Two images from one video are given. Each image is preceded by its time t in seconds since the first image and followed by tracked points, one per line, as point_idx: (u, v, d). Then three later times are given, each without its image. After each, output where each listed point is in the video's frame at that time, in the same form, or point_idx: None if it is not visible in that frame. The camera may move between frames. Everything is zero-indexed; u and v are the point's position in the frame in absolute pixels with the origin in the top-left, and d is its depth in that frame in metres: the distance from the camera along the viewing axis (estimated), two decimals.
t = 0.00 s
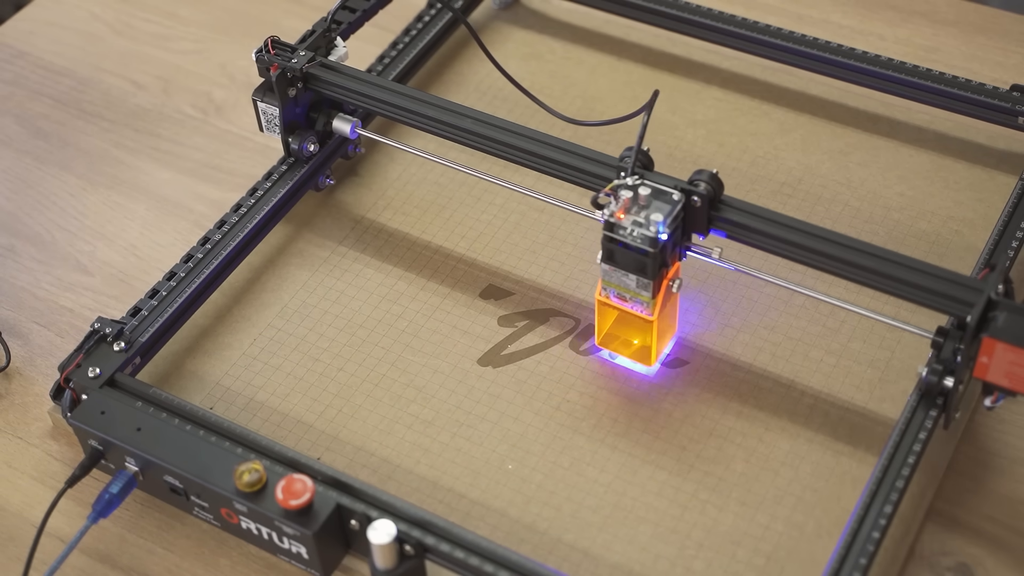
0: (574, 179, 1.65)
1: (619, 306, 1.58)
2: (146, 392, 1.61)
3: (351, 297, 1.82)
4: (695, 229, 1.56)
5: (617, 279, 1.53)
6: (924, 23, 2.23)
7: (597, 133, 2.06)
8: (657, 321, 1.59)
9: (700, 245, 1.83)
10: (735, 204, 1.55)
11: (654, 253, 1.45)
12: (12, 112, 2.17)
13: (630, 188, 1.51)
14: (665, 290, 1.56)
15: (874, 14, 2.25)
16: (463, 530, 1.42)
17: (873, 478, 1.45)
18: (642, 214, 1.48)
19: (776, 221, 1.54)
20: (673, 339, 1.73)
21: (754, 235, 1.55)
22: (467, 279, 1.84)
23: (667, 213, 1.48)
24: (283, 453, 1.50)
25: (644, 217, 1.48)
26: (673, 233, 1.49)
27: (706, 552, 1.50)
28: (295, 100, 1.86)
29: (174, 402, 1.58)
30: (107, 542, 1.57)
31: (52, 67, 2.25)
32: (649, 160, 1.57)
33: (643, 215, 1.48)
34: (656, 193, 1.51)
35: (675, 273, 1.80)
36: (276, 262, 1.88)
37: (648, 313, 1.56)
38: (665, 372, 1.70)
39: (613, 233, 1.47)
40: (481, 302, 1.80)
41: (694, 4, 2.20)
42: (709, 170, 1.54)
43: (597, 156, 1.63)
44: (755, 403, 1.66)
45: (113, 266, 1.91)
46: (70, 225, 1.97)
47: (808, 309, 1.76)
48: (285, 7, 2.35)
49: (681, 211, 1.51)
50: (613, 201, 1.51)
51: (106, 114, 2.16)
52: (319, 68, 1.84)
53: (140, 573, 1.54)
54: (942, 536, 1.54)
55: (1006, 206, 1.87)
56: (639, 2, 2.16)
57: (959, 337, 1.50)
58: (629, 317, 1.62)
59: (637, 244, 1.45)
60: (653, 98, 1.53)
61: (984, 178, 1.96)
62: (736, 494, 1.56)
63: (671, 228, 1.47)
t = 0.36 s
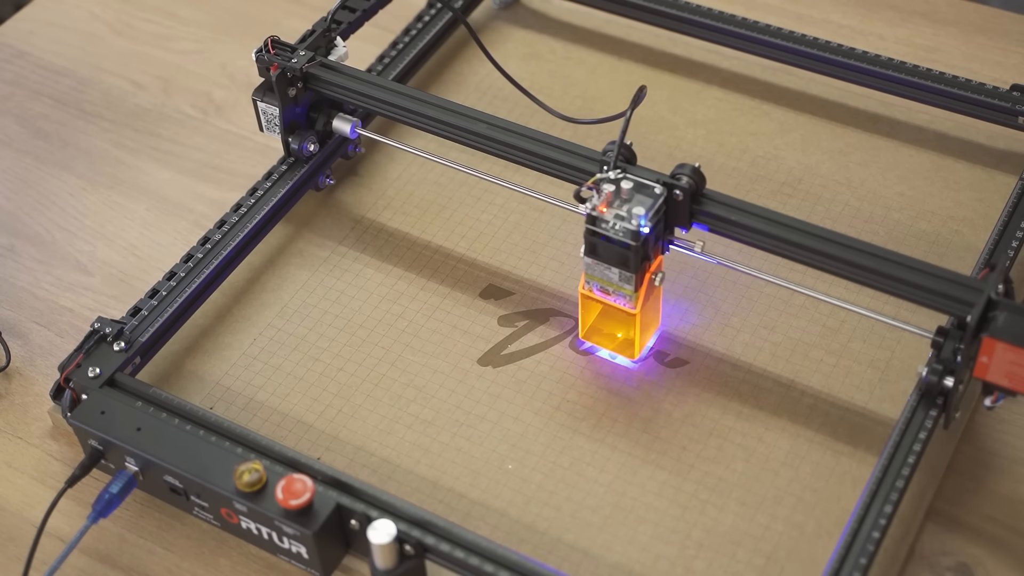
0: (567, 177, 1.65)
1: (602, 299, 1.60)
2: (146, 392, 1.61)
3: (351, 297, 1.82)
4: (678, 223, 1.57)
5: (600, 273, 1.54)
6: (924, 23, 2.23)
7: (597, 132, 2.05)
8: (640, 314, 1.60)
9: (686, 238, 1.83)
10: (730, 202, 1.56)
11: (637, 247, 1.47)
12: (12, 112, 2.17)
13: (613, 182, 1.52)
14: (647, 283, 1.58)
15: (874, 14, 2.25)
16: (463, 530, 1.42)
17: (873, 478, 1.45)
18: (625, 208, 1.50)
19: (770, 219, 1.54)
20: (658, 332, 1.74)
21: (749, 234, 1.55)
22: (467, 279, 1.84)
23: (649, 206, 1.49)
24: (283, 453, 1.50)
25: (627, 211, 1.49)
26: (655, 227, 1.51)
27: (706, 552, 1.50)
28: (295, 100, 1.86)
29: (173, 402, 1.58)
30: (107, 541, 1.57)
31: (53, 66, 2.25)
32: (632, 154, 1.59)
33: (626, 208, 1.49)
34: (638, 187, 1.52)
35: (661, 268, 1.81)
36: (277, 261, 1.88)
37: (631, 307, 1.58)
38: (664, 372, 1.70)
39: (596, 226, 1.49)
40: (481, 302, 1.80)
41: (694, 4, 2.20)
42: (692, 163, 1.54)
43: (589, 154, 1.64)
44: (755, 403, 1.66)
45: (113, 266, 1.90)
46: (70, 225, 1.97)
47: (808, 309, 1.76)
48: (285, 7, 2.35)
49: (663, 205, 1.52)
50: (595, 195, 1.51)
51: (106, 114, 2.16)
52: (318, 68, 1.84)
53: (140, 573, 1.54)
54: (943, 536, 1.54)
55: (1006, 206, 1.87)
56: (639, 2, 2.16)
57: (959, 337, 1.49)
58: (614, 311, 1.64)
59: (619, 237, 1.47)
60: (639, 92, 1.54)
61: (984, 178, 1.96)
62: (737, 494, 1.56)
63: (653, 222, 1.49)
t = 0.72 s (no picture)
0: (575, 153, 1.70)
1: (510, 225, 1.73)
2: (146, 392, 1.61)
3: (351, 297, 1.82)
4: (581, 151, 1.69)
5: (506, 198, 1.67)
6: (924, 23, 2.23)
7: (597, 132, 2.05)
8: (544, 239, 1.73)
9: (614, 162, 1.93)
10: (749, 168, 1.61)
11: (538, 170, 1.60)
12: (12, 112, 2.17)
13: (516, 111, 1.64)
14: (551, 209, 1.70)
15: (874, 14, 2.25)
16: (463, 530, 1.42)
17: (873, 478, 1.45)
18: (527, 134, 1.62)
19: (786, 183, 1.60)
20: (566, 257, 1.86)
21: (766, 199, 1.60)
22: (467, 279, 1.84)
23: (549, 133, 1.62)
24: (283, 453, 1.50)
25: (528, 137, 1.62)
26: (557, 151, 1.64)
27: (706, 552, 1.50)
28: (320, 75, 1.90)
29: (174, 402, 1.58)
30: (107, 541, 1.57)
31: (52, 67, 2.25)
32: (535, 86, 1.72)
33: (528, 135, 1.62)
34: (540, 115, 1.64)
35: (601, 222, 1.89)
36: (277, 261, 1.88)
37: (536, 231, 1.70)
38: (664, 372, 1.70)
39: (501, 152, 1.62)
40: (481, 303, 1.80)
41: (694, 4, 2.20)
42: (593, 94, 1.66)
43: (614, 124, 1.69)
44: (755, 403, 1.66)
45: (113, 266, 1.90)
46: (70, 225, 1.97)
47: (808, 309, 1.76)
48: (285, 7, 2.35)
49: (563, 132, 1.64)
50: (500, 122, 1.64)
51: (106, 114, 2.16)
52: (345, 41, 1.88)
53: (140, 573, 1.54)
54: (943, 536, 1.54)
55: (1007, 206, 1.87)
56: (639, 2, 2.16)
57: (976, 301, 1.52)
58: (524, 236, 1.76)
59: (523, 161, 1.60)
60: (546, 36, 1.70)
61: (984, 178, 1.96)
62: (737, 494, 1.56)
63: (553, 146, 1.61)
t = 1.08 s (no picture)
0: (603, 162, 1.68)
1: (538, 235, 1.72)
2: (146, 392, 1.61)
3: (351, 297, 1.82)
4: (609, 160, 1.67)
5: (534, 208, 1.66)
6: (924, 23, 2.23)
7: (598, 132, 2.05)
8: (573, 249, 1.71)
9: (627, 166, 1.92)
10: (750, 168, 1.61)
11: (567, 180, 1.58)
12: (12, 112, 2.17)
13: (545, 120, 1.62)
14: (579, 219, 1.69)
15: (874, 14, 2.25)
16: (463, 530, 1.42)
17: (873, 478, 1.45)
18: (556, 144, 1.60)
19: (787, 183, 1.59)
20: (592, 267, 1.84)
21: (767, 199, 1.60)
22: (467, 279, 1.84)
23: (579, 143, 1.60)
24: (283, 453, 1.50)
25: (557, 146, 1.60)
26: (586, 162, 1.62)
27: (706, 552, 1.50)
28: (320, 75, 1.90)
29: (174, 403, 1.58)
30: (107, 541, 1.57)
31: (52, 67, 2.25)
32: (564, 96, 1.70)
33: (557, 145, 1.60)
34: (569, 124, 1.62)
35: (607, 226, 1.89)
36: (277, 261, 1.88)
37: (565, 241, 1.69)
38: (664, 372, 1.70)
39: (529, 162, 1.60)
40: (481, 303, 1.80)
41: (694, 4, 2.20)
42: (621, 104, 1.64)
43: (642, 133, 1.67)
44: (755, 403, 1.66)
45: (113, 266, 1.90)
46: (70, 225, 1.97)
47: (808, 309, 1.76)
48: (285, 7, 2.35)
49: (593, 142, 1.62)
50: (528, 132, 1.61)
51: (106, 114, 2.16)
52: (345, 41, 1.88)
53: (140, 573, 1.54)
54: (943, 536, 1.54)
55: (1007, 206, 1.87)
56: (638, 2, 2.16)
57: (976, 301, 1.52)
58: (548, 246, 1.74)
59: (551, 172, 1.58)
60: (574, 43, 1.67)
61: (984, 178, 1.96)
62: (737, 494, 1.56)
63: (582, 157, 1.59)
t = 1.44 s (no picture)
0: (620, 168, 1.67)
1: (555, 241, 1.70)
2: (147, 392, 1.61)
3: (351, 297, 1.82)
4: (626, 166, 1.66)
5: (551, 214, 1.64)
6: (924, 23, 2.23)
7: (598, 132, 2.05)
8: (590, 255, 1.70)
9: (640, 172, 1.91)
10: (750, 168, 1.61)
11: (584, 186, 1.56)
12: (12, 112, 2.17)
13: (561, 126, 1.61)
14: (596, 224, 1.68)
15: (874, 14, 2.25)
16: (463, 530, 1.42)
17: (873, 478, 1.45)
18: (573, 149, 1.59)
19: (787, 183, 1.59)
20: (609, 273, 1.83)
21: (767, 199, 1.60)
22: (467, 279, 1.84)
23: (596, 148, 1.58)
24: (283, 453, 1.50)
25: (574, 152, 1.58)
26: (602, 167, 1.60)
27: (706, 552, 1.50)
28: (320, 75, 1.90)
29: (174, 402, 1.58)
30: (107, 542, 1.57)
31: (53, 67, 2.25)
32: (581, 101, 1.69)
33: (574, 150, 1.58)
34: (586, 130, 1.61)
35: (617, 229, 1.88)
36: (276, 261, 1.88)
37: (582, 247, 1.68)
38: (664, 372, 1.70)
39: (546, 167, 1.58)
40: (481, 303, 1.80)
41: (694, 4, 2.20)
42: (638, 110, 1.64)
43: (660, 139, 1.66)
44: (755, 403, 1.65)
45: (113, 266, 1.90)
46: (71, 225, 1.97)
47: (808, 309, 1.76)
48: (285, 7, 2.35)
49: (610, 147, 1.61)
50: (545, 137, 1.60)
51: (106, 114, 2.16)
52: (345, 41, 1.88)
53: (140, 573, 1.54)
54: (942, 536, 1.54)
55: (1007, 206, 1.87)
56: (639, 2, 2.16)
57: (976, 301, 1.52)
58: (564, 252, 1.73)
59: (568, 177, 1.56)
60: (591, 45, 1.64)
61: (984, 178, 1.96)
62: (737, 494, 1.56)
63: (598, 162, 1.58)
